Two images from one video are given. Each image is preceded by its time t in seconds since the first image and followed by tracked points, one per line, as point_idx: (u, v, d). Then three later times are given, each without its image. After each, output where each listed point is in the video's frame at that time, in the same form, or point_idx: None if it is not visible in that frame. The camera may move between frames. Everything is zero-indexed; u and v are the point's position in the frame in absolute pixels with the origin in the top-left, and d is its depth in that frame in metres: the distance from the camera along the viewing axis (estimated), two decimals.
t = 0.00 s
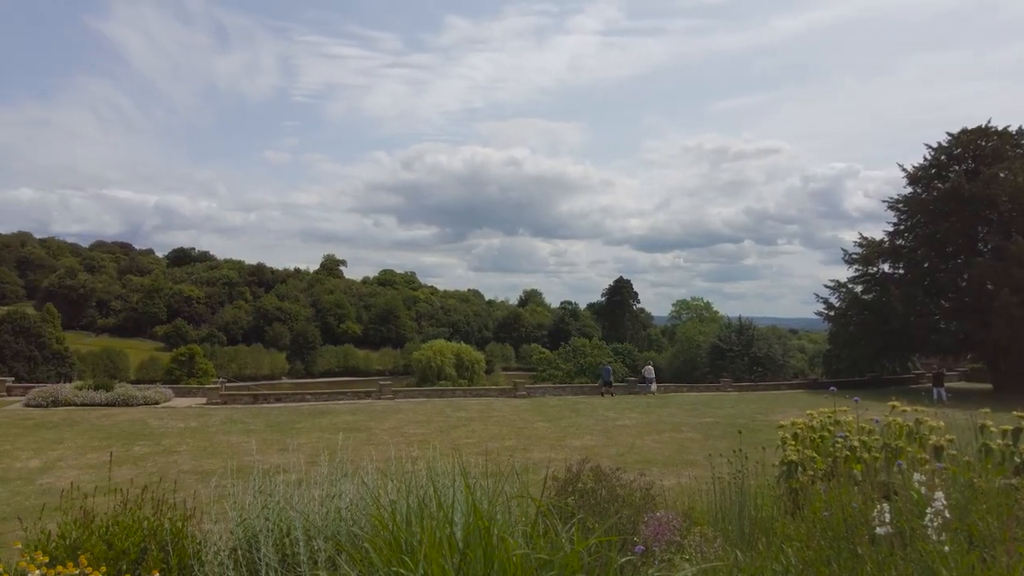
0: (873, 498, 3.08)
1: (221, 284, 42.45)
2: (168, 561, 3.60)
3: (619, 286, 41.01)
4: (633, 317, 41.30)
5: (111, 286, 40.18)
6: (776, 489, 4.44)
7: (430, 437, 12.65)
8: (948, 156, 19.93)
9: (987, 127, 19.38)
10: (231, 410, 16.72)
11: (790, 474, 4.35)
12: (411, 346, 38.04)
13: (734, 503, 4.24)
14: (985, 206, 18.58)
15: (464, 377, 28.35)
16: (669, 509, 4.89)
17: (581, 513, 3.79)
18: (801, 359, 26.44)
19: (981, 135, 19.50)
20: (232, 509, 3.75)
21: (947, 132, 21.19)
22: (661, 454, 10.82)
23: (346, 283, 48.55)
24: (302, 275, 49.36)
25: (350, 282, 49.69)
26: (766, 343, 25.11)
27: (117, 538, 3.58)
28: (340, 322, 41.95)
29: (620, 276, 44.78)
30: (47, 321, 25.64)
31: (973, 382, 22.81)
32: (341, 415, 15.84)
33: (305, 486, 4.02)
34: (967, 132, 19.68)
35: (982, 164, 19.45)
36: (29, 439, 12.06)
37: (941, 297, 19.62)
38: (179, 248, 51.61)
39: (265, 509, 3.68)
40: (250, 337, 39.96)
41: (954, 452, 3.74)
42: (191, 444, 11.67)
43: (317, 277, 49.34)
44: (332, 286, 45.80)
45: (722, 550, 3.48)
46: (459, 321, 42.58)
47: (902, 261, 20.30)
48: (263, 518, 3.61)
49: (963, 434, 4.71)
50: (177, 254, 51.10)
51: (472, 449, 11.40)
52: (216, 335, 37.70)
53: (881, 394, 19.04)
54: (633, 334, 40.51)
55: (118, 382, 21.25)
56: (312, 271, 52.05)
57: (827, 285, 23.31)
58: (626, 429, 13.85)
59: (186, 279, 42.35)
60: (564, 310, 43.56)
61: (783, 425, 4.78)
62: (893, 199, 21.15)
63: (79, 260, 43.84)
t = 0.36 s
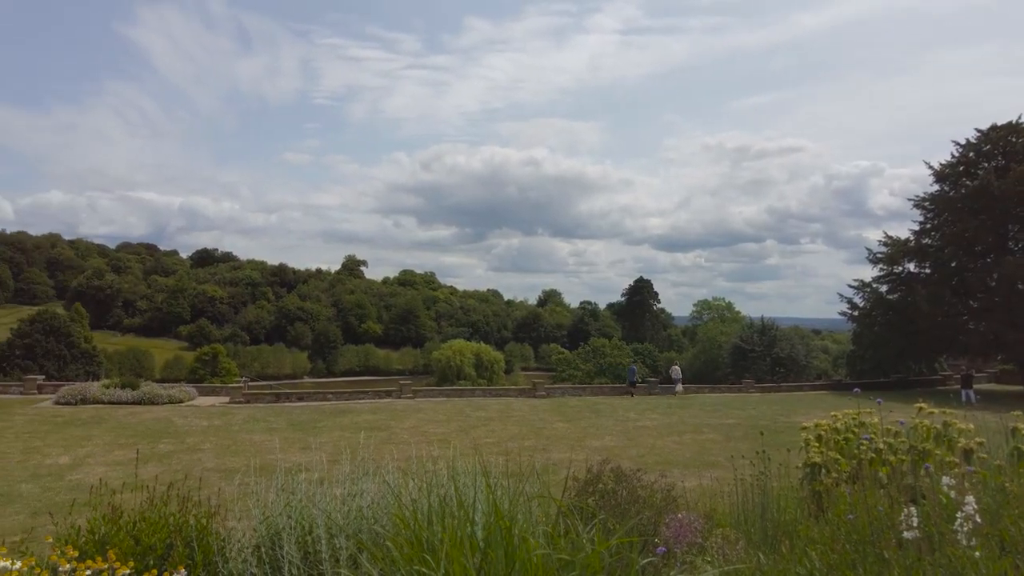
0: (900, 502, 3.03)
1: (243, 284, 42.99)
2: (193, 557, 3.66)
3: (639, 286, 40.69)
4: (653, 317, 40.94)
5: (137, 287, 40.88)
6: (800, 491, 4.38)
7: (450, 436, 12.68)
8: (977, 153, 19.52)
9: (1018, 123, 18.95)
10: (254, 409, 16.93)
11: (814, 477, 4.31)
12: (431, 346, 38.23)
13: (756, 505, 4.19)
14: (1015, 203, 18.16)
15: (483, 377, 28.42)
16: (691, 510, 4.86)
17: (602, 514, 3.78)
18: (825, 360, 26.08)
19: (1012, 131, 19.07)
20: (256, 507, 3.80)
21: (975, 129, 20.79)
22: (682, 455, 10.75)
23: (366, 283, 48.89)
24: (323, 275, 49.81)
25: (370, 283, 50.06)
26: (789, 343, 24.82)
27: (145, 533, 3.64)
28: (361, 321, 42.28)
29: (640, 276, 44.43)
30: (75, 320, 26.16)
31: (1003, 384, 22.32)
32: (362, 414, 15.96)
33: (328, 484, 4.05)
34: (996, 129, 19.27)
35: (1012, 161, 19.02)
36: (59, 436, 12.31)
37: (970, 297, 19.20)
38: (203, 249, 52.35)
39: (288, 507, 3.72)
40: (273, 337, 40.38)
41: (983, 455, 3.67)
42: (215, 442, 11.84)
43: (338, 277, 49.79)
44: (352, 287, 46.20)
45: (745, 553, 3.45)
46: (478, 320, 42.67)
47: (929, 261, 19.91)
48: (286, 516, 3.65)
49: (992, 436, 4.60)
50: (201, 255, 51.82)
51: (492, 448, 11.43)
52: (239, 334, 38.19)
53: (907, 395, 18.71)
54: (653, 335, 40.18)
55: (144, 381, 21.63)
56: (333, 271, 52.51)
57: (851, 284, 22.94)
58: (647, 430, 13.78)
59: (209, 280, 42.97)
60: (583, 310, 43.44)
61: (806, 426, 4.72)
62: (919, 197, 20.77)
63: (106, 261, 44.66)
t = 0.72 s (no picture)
0: (928, 505, 2.97)
1: (266, 284, 43.50)
2: (217, 554, 3.70)
3: (659, 285, 40.11)
4: (674, 317, 40.47)
5: (162, 287, 41.54)
6: (823, 494, 4.32)
7: (470, 436, 12.71)
8: (1007, 149, 19.07)
9: None
10: (276, 408, 17.13)
11: (839, 479, 4.24)
12: (450, 345, 38.37)
13: (779, 507, 4.13)
14: None
15: (502, 377, 28.47)
16: (713, 512, 4.81)
17: (622, 516, 3.77)
18: (848, 361, 25.69)
19: None
20: (278, 505, 3.83)
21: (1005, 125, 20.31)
22: (703, 456, 10.67)
23: (386, 283, 49.20)
24: (343, 276, 50.21)
25: (390, 283, 50.38)
26: (812, 344, 24.49)
27: (170, 530, 3.68)
28: (382, 321, 42.56)
29: (660, 275, 43.84)
30: (103, 320, 26.69)
31: None
32: (382, 413, 16.07)
33: (348, 483, 4.09)
34: None
35: None
36: (87, 433, 12.57)
37: (1000, 297, 18.76)
38: (226, 249, 53.05)
39: (310, 505, 3.75)
40: (295, 336, 40.78)
41: (1015, 458, 3.58)
42: (238, 440, 11.99)
43: (358, 277, 50.18)
44: (373, 287, 46.53)
45: (769, 556, 3.40)
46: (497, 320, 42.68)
47: (957, 260, 19.50)
48: (308, 515, 3.67)
49: None
50: (224, 256, 52.53)
51: (511, 448, 11.44)
52: (261, 334, 38.63)
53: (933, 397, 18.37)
54: (674, 335, 39.52)
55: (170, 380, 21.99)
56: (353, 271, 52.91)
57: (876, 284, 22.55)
58: (668, 431, 13.69)
59: (232, 280, 43.56)
60: (602, 310, 43.27)
61: (830, 428, 4.64)
62: (946, 195, 20.36)
63: (132, 262, 45.46)
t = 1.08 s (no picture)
0: (956, 509, 2.91)
1: (288, 284, 43.99)
2: (239, 551, 3.76)
3: (680, 285, 39.94)
4: (695, 317, 40.17)
5: (186, 288, 42.21)
6: (847, 496, 4.26)
7: (489, 436, 12.74)
8: None
9: None
10: (298, 407, 17.30)
11: (863, 482, 4.18)
12: (470, 345, 38.48)
13: (802, 509, 4.09)
14: None
15: (522, 377, 28.48)
16: (734, 514, 4.77)
17: (642, 517, 3.76)
18: (873, 362, 25.28)
19: None
20: (300, 503, 3.87)
21: None
22: (723, 457, 10.58)
23: (406, 284, 49.47)
24: (364, 276, 50.60)
25: (410, 283, 50.66)
26: (835, 345, 24.13)
27: (194, 527, 3.74)
28: (402, 321, 42.83)
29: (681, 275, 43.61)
30: (129, 320, 27.19)
31: None
32: (402, 413, 16.18)
33: (369, 482, 4.13)
34: None
35: None
36: (114, 431, 12.81)
37: None
38: (249, 250, 53.74)
39: (331, 503, 3.79)
40: (316, 336, 41.18)
41: None
42: (260, 439, 12.14)
43: (379, 277, 50.51)
44: (393, 287, 46.82)
45: (791, 558, 3.36)
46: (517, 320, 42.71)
47: (986, 259, 19.12)
48: (329, 513, 3.71)
49: None
50: (246, 257, 53.20)
51: (530, 448, 11.45)
52: (283, 333, 39.06)
53: (961, 399, 18.03)
54: (695, 335, 39.36)
55: (194, 379, 22.34)
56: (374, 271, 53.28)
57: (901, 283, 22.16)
58: (689, 432, 13.60)
59: (255, 281, 44.10)
60: (622, 311, 43.08)
61: (855, 430, 4.57)
62: (975, 193, 19.95)
63: (157, 262, 46.25)
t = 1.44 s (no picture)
0: (984, 514, 2.86)
1: (310, 284, 44.42)
2: (261, 548, 3.81)
3: (701, 285, 39.65)
4: (717, 317, 39.85)
5: (210, 288, 42.81)
6: (871, 499, 4.20)
7: (509, 435, 12.77)
8: None
9: None
10: (319, 406, 17.45)
11: (888, 485, 4.12)
12: (490, 345, 38.55)
13: (825, 512, 4.04)
14: None
15: (541, 377, 28.47)
16: (755, 516, 4.73)
17: (663, 518, 3.74)
18: (899, 363, 24.84)
19: None
20: (321, 501, 3.92)
21: None
22: (744, 459, 10.48)
23: (426, 284, 49.71)
24: (384, 276, 50.94)
25: (430, 283, 50.89)
26: (859, 345, 23.77)
27: (217, 523, 3.80)
28: (422, 321, 43.06)
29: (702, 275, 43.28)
30: (154, 320, 27.65)
31: None
32: (422, 412, 16.25)
33: (389, 480, 4.16)
34: None
35: None
36: (140, 429, 13.03)
37: None
38: (271, 251, 54.38)
39: (351, 502, 3.83)
40: (337, 336, 41.52)
41: None
42: (282, 438, 12.28)
43: (399, 277, 50.83)
44: (413, 287, 47.09)
45: (814, 561, 3.33)
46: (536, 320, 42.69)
47: (1016, 258, 18.72)
48: (350, 511, 3.74)
49: None
50: (268, 257, 53.81)
51: (550, 449, 11.44)
52: (305, 333, 39.44)
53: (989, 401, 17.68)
54: (716, 336, 39.07)
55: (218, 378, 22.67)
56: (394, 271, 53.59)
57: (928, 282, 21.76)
58: (710, 433, 13.49)
59: (277, 281, 44.60)
60: (642, 311, 42.88)
61: (878, 432, 4.51)
62: (1005, 190, 19.52)
63: (182, 263, 46.98)
